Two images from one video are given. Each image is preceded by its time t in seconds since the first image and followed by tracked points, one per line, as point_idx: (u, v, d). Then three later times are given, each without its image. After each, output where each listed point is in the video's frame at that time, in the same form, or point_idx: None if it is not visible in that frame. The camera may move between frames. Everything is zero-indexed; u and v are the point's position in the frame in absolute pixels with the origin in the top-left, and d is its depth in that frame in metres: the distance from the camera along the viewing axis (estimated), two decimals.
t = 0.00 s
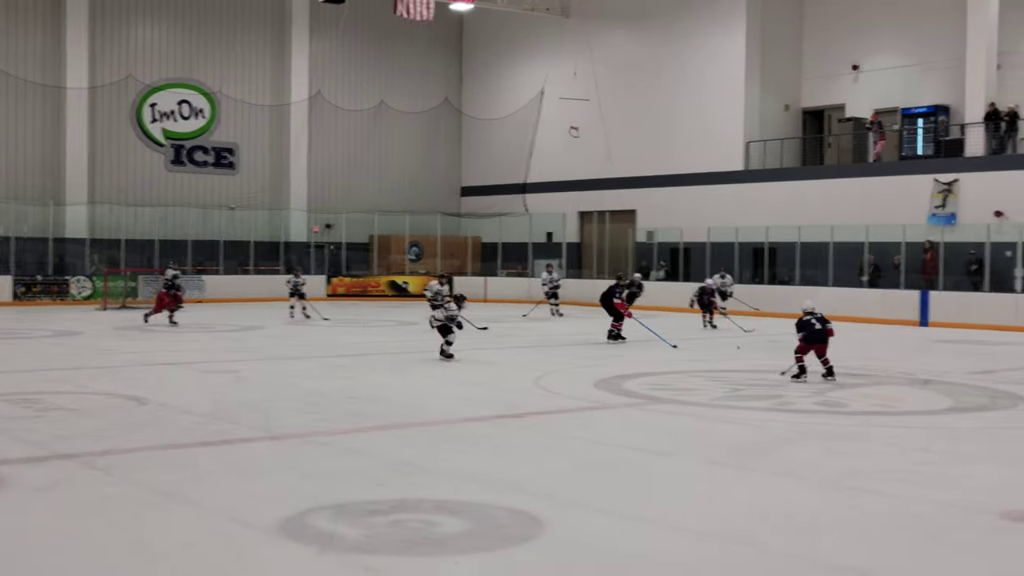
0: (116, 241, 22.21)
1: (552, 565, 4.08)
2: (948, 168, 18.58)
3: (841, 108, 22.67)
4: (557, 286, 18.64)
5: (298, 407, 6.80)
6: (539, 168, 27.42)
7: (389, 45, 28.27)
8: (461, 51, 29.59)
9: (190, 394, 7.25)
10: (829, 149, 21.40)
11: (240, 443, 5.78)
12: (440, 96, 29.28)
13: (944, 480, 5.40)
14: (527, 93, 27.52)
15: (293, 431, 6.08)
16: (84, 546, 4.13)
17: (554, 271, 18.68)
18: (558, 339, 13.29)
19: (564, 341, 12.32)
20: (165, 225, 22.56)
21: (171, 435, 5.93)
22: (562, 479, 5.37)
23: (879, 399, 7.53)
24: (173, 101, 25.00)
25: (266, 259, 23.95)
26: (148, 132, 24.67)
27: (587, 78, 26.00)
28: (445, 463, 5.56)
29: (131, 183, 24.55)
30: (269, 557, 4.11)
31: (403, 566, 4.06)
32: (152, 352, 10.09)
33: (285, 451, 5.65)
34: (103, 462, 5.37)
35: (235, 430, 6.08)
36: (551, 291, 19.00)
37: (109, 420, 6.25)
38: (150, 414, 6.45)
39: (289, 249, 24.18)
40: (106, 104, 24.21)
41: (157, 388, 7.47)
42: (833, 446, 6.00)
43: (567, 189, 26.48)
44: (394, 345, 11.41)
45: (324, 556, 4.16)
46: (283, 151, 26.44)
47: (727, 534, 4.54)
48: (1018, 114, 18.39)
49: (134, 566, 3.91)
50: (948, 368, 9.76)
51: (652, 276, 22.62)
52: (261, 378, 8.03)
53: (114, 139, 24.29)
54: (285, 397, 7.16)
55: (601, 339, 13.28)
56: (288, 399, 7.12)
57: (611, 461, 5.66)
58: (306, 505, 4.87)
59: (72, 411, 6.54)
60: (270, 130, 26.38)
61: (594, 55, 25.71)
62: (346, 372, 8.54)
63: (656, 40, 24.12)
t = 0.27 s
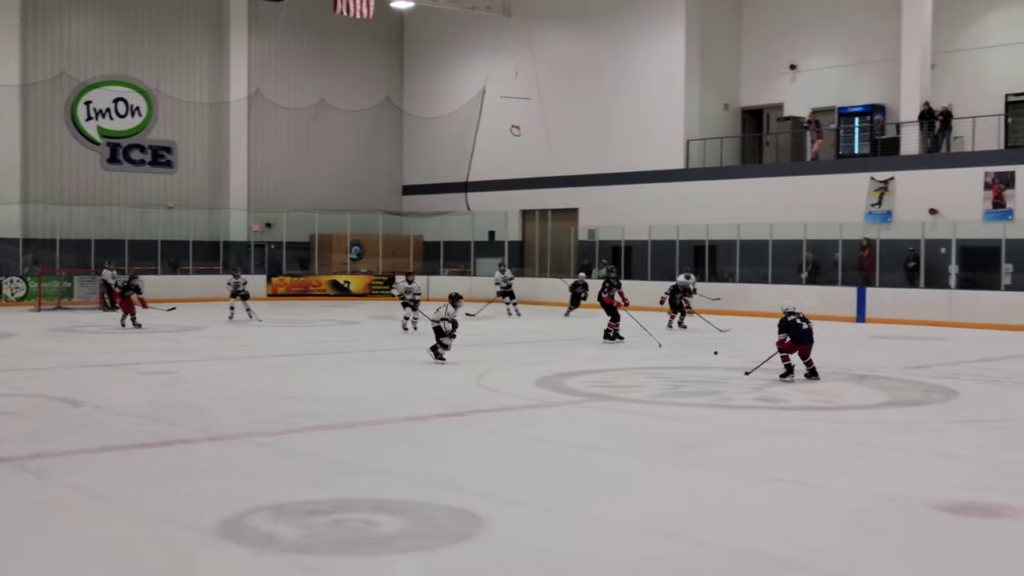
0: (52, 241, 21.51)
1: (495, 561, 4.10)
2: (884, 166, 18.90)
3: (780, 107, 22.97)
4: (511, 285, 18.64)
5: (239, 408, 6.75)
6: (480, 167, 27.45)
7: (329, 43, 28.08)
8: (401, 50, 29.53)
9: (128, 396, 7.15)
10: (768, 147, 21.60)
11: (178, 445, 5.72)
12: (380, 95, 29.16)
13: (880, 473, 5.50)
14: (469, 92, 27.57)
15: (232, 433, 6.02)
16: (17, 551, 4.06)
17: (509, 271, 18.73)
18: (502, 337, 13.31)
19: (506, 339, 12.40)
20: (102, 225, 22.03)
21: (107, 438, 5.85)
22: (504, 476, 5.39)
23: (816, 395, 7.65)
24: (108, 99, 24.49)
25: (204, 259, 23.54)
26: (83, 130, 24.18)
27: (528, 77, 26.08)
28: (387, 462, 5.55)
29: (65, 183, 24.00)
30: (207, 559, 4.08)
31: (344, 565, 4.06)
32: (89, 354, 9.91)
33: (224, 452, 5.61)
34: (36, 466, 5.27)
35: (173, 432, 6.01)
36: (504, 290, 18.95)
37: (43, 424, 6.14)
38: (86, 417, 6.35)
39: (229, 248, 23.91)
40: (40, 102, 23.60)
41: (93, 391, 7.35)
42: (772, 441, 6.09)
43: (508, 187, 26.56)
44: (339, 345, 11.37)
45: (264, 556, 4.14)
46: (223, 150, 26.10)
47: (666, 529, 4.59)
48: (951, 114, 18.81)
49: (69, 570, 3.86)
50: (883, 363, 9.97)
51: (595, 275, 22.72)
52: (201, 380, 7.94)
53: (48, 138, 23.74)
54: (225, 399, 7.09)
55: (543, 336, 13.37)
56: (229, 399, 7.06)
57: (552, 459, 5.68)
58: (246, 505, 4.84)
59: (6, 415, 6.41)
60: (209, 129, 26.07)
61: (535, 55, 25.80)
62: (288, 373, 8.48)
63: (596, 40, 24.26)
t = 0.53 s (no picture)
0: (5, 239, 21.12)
1: (453, 560, 4.10)
2: (843, 166, 19.10)
3: (740, 107, 23.13)
4: (476, 282, 18.62)
5: (198, 408, 6.72)
6: (442, 165, 27.39)
7: (290, 41, 27.93)
8: (363, 48, 29.43)
9: (85, 396, 7.10)
10: (728, 146, 21.91)
11: (135, 445, 5.69)
12: (341, 92, 29.00)
13: (837, 469, 5.56)
14: (430, 91, 27.56)
15: (191, 432, 6.00)
16: None
17: (476, 267, 18.79)
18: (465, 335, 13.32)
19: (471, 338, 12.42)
20: (60, 224, 21.78)
21: (63, 438, 5.81)
22: (464, 474, 5.40)
23: (775, 392, 7.73)
24: (66, 95, 24.39)
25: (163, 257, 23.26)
26: (39, 127, 24.08)
27: (489, 76, 26.10)
28: (347, 461, 5.55)
29: (19, 180, 23.84)
30: (163, 558, 4.07)
31: (300, 563, 4.05)
32: (47, 354, 9.81)
33: (182, 452, 5.59)
34: None
35: (131, 431, 5.98)
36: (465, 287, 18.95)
37: None
38: (42, 418, 6.30)
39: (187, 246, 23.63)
40: None
41: (50, 391, 7.29)
42: (731, 439, 6.13)
43: (470, 185, 26.53)
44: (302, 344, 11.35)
45: (220, 555, 4.13)
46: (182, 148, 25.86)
47: (624, 526, 4.62)
48: (908, 114, 19.05)
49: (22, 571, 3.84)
50: (842, 360, 10.09)
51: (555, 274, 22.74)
52: (161, 379, 7.89)
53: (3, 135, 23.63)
54: (185, 398, 7.06)
55: (508, 335, 13.40)
56: (189, 399, 7.03)
57: (512, 456, 5.70)
58: (204, 504, 4.83)
59: None
60: (168, 126, 25.80)
61: (496, 54, 25.84)
62: (249, 372, 8.45)
63: (557, 40, 24.35)
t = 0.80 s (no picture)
0: None
1: (425, 556, 4.11)
2: (817, 165, 19.18)
3: (715, 106, 23.20)
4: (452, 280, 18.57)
5: (173, 405, 6.71)
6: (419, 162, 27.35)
7: (266, 37, 27.88)
8: (339, 45, 29.36)
9: (58, 393, 7.07)
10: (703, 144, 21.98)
11: (109, 442, 5.68)
12: (317, 89, 28.94)
13: (810, 465, 5.60)
14: (405, 88, 27.53)
15: (165, 430, 5.99)
16: None
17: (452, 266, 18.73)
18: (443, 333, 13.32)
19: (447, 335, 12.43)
20: (33, 220, 21.76)
21: (35, 435, 5.79)
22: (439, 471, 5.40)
23: (749, 390, 7.78)
24: (38, 91, 24.12)
25: (135, 253, 23.09)
26: (11, 122, 23.73)
27: (465, 73, 26.10)
28: (321, 457, 5.55)
29: None
30: (133, 554, 4.06)
31: (273, 559, 4.06)
32: (21, 351, 9.77)
33: (156, 449, 5.58)
34: None
35: (104, 429, 5.97)
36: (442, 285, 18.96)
37: None
38: (15, 415, 6.28)
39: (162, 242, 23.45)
40: None
41: (23, 388, 7.26)
42: (706, 436, 6.17)
43: (447, 183, 26.50)
44: (278, 341, 11.34)
45: (192, 551, 4.13)
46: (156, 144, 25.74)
47: (596, 522, 4.64)
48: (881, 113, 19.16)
49: None
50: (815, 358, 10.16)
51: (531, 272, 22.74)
52: (136, 377, 7.87)
53: None
54: (160, 395, 7.04)
55: (484, 332, 13.43)
56: (163, 395, 7.02)
57: (486, 453, 5.72)
58: (176, 500, 4.82)
59: None
60: (143, 122, 25.69)
61: (473, 52, 25.84)
62: (225, 369, 8.44)
63: (533, 38, 24.37)
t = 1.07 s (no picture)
0: None
1: (367, 547, 4.11)
2: (758, 158, 19.38)
3: (659, 100, 23.41)
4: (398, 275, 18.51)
5: (114, 401, 6.64)
6: (365, 156, 27.27)
7: (206, 30, 27.72)
8: (282, 39, 29.32)
9: None
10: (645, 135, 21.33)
11: (46, 439, 5.61)
12: (259, 82, 28.86)
13: (753, 455, 5.67)
14: (350, 81, 27.50)
15: (104, 426, 5.92)
16: None
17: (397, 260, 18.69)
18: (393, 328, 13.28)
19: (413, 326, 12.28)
20: None
21: None
22: (384, 465, 5.40)
23: (695, 382, 7.85)
24: None
25: (74, 248, 22.62)
26: None
27: (410, 67, 26.10)
28: (264, 452, 5.53)
29: None
30: (69, 550, 4.02)
31: (212, 553, 4.04)
32: None
33: (94, 445, 5.52)
34: None
35: (41, 426, 5.89)
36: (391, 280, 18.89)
37: None
38: None
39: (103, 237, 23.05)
40: None
41: None
42: (650, 428, 6.21)
43: (394, 177, 26.47)
44: (224, 336, 11.24)
45: (130, 546, 4.10)
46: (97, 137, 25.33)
47: (538, 513, 4.66)
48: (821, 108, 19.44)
49: None
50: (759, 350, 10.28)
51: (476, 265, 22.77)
52: (77, 373, 7.76)
53: None
54: (101, 391, 6.96)
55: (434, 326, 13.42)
56: (104, 392, 6.93)
57: (431, 446, 5.72)
58: (115, 496, 4.78)
59: None
60: (83, 115, 25.17)
61: (417, 46, 25.83)
62: (169, 365, 8.36)
63: (477, 32, 24.40)
